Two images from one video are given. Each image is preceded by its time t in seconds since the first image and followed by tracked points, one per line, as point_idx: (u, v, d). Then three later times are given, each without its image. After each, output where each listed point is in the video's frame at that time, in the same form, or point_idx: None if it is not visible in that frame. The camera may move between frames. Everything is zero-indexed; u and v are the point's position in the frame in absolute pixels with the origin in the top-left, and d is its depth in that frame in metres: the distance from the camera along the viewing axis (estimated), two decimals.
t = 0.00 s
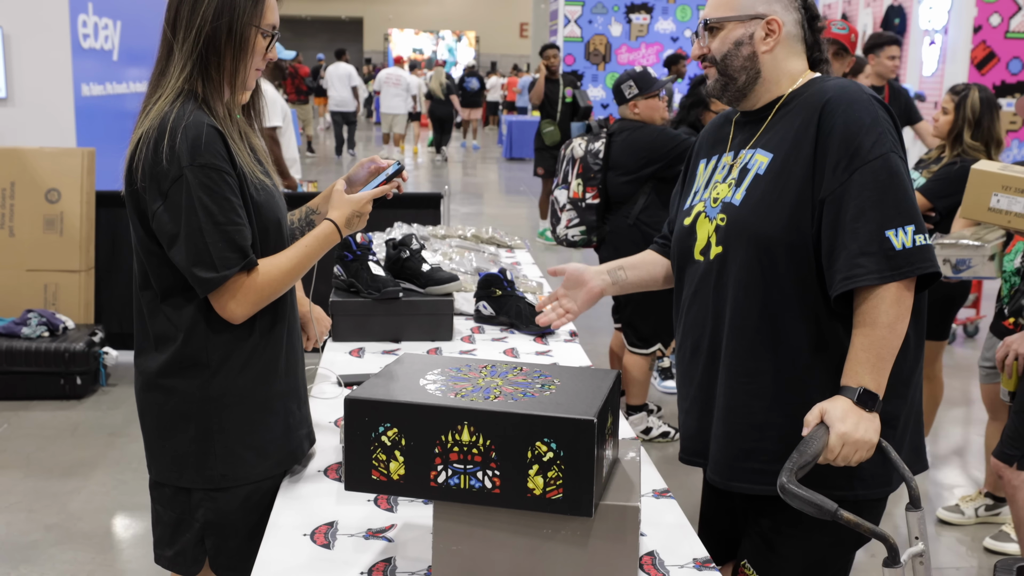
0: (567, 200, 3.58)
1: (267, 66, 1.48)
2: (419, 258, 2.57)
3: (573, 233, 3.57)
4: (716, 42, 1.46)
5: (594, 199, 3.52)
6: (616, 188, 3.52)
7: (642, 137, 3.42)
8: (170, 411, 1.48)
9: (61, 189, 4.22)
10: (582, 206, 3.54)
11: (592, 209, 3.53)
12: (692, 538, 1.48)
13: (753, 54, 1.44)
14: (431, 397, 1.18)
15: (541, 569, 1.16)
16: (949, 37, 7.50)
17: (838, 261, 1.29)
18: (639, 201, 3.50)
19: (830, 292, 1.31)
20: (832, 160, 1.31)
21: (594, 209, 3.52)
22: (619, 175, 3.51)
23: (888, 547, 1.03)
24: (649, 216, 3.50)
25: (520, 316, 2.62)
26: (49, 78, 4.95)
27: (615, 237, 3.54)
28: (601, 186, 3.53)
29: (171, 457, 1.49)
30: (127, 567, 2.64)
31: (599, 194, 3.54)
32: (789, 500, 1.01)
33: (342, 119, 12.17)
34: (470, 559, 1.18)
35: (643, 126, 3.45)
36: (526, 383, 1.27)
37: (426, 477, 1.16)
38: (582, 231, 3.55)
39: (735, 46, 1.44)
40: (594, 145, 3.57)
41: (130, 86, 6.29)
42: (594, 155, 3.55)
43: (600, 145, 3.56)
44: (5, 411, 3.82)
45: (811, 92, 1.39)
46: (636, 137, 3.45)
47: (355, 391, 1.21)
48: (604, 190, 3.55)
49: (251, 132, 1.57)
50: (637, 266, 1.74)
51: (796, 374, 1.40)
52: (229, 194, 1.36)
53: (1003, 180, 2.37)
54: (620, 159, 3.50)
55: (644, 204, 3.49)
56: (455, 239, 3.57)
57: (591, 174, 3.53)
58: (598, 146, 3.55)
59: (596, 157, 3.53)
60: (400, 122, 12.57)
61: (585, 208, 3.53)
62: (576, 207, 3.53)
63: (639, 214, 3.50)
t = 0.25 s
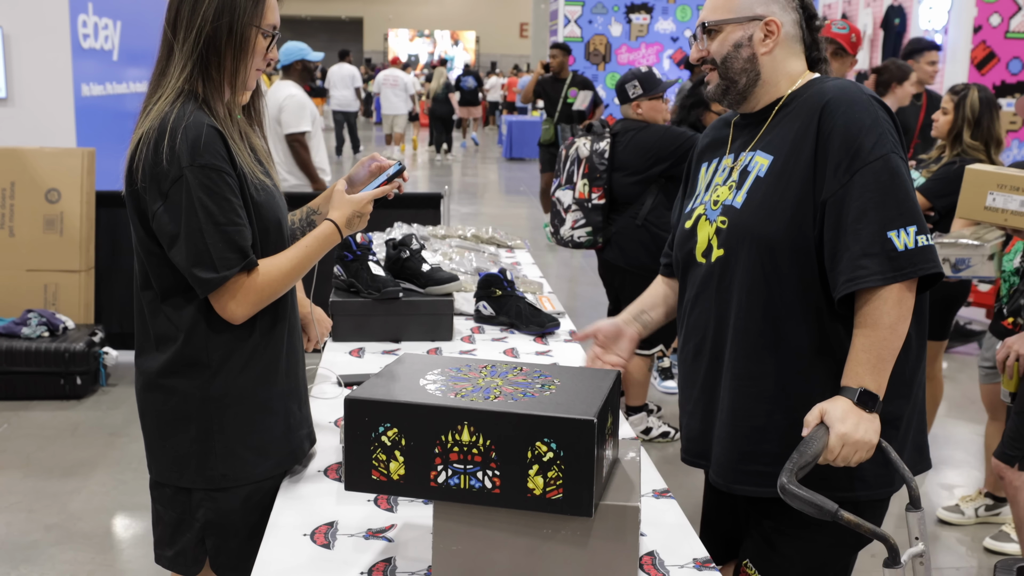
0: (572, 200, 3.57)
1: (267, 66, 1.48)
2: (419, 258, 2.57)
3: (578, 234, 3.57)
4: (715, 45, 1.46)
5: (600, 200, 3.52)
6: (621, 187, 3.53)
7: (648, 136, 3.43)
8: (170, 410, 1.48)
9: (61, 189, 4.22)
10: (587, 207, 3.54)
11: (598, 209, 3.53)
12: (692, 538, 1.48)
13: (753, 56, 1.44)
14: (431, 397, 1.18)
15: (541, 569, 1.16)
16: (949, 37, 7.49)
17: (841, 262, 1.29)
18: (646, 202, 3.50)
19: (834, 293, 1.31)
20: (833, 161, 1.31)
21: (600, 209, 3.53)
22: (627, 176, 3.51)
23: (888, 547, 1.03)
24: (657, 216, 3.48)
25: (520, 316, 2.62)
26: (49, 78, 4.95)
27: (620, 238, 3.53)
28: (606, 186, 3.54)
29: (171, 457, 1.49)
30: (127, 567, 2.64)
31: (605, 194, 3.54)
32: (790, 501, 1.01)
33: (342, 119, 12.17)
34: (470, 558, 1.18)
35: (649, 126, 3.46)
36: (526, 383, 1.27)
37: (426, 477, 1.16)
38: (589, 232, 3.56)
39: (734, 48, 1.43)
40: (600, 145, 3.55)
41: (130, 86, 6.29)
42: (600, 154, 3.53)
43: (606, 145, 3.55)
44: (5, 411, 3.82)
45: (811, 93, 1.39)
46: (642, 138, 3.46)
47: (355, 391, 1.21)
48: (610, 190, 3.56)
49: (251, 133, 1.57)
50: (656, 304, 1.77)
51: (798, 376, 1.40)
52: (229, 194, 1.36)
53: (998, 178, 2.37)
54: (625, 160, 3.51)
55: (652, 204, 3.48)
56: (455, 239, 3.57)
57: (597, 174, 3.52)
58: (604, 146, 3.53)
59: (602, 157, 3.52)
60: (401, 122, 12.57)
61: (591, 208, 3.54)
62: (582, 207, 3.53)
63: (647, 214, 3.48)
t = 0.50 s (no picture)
0: (575, 201, 3.57)
1: (268, 67, 1.48)
2: (419, 258, 2.58)
3: (581, 235, 3.56)
4: (718, 44, 1.46)
5: (603, 200, 3.52)
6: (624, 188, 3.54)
7: (651, 137, 3.44)
8: (171, 410, 1.48)
9: (61, 189, 4.22)
10: (589, 208, 3.54)
11: (600, 210, 3.53)
12: (692, 538, 1.48)
13: (756, 56, 1.44)
14: (431, 397, 1.18)
15: (541, 569, 1.16)
16: (949, 37, 7.50)
17: (843, 262, 1.29)
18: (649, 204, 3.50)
19: (835, 294, 1.31)
20: (836, 161, 1.31)
21: (603, 210, 3.53)
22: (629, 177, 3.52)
23: (889, 547, 1.03)
24: (659, 217, 3.49)
25: (520, 316, 2.62)
26: (49, 78, 4.95)
27: (623, 238, 3.52)
28: (609, 187, 3.54)
29: (172, 457, 1.50)
30: (127, 567, 2.64)
31: (607, 195, 3.54)
32: (790, 501, 1.01)
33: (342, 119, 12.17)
34: (470, 558, 1.18)
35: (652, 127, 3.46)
36: (526, 383, 1.28)
37: (426, 477, 1.16)
38: (591, 233, 3.55)
39: (738, 48, 1.43)
40: (603, 145, 3.53)
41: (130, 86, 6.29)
42: (603, 155, 3.52)
43: (609, 146, 3.53)
44: (5, 411, 3.82)
45: (813, 93, 1.39)
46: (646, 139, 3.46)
47: (356, 391, 1.21)
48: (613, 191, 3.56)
49: (251, 133, 1.57)
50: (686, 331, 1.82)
51: (799, 376, 1.40)
52: (230, 194, 1.36)
53: (992, 177, 2.36)
54: (628, 161, 3.51)
55: (655, 206, 3.49)
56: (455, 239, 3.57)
57: (599, 174, 3.52)
58: (607, 146, 3.52)
59: (605, 158, 3.51)
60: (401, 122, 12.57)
61: (593, 209, 3.54)
62: (585, 208, 3.53)
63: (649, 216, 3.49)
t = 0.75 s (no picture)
0: (572, 201, 3.58)
1: (269, 66, 1.49)
2: (419, 258, 2.57)
3: (578, 235, 3.58)
4: (722, 42, 1.46)
5: (600, 201, 3.53)
6: (622, 189, 3.53)
7: (651, 137, 3.43)
8: (171, 411, 1.48)
9: (61, 189, 4.22)
10: (588, 208, 3.55)
11: (598, 210, 3.54)
12: (692, 538, 1.48)
13: (761, 54, 1.44)
14: (431, 397, 1.18)
15: (541, 569, 1.16)
16: (949, 37, 7.50)
17: (844, 262, 1.29)
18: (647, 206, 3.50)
19: (836, 294, 1.31)
20: (838, 161, 1.31)
21: (600, 210, 3.54)
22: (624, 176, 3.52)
23: (889, 547, 1.03)
24: (658, 219, 3.49)
25: (520, 316, 2.62)
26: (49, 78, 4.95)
27: (621, 239, 3.53)
28: (607, 187, 3.54)
29: (172, 457, 1.50)
30: (127, 567, 2.64)
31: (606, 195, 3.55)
32: (790, 501, 1.01)
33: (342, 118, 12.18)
34: (470, 558, 1.18)
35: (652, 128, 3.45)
36: (526, 382, 1.28)
37: (426, 477, 1.16)
38: (588, 233, 3.57)
39: (742, 46, 1.43)
40: (603, 145, 3.54)
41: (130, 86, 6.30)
42: (602, 155, 3.53)
43: (608, 146, 3.54)
44: (5, 411, 3.82)
45: (817, 93, 1.39)
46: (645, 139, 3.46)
47: (356, 391, 1.21)
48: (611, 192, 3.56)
49: (252, 133, 1.57)
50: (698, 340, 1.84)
51: (799, 375, 1.40)
52: (230, 195, 1.36)
53: (989, 175, 2.35)
54: (626, 161, 3.51)
55: (653, 207, 3.49)
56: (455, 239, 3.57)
57: (598, 174, 3.53)
58: (606, 146, 3.53)
59: (604, 158, 3.52)
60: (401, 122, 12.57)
61: (591, 210, 3.55)
62: (583, 208, 3.54)
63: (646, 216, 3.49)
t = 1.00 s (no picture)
0: (571, 200, 3.60)
1: (270, 65, 1.48)
2: (419, 258, 2.57)
3: (574, 234, 3.59)
4: (731, 40, 1.46)
5: (598, 201, 3.53)
6: (620, 190, 3.52)
7: (650, 139, 3.45)
8: (170, 411, 1.48)
9: (61, 189, 4.22)
10: (585, 208, 3.56)
11: (596, 210, 3.55)
12: (692, 538, 1.48)
13: (769, 53, 1.44)
14: (431, 397, 1.18)
15: (541, 569, 1.16)
16: (949, 37, 7.51)
17: (848, 262, 1.29)
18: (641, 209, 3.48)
19: (838, 294, 1.31)
20: (844, 161, 1.31)
21: (597, 210, 3.54)
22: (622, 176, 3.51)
23: (889, 548, 1.03)
24: (654, 220, 3.49)
25: (520, 316, 2.62)
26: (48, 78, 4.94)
27: (618, 240, 3.53)
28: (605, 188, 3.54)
29: (171, 457, 1.49)
30: (127, 567, 2.64)
31: (604, 195, 3.55)
32: (791, 501, 1.01)
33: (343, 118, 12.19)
34: (470, 558, 1.18)
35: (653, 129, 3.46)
36: (526, 383, 1.27)
37: (426, 477, 1.16)
38: (585, 233, 3.57)
39: (751, 44, 1.43)
40: (602, 145, 3.55)
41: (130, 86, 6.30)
42: (601, 155, 3.54)
43: (607, 146, 3.55)
44: (5, 411, 3.82)
45: (824, 93, 1.39)
46: (644, 140, 3.47)
47: (356, 391, 1.21)
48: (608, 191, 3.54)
49: (252, 132, 1.57)
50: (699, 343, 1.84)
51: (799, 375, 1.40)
52: (229, 194, 1.36)
53: (988, 177, 2.35)
54: (624, 161, 3.51)
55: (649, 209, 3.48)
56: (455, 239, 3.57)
57: (597, 174, 3.54)
58: (605, 146, 3.54)
59: (603, 158, 3.53)
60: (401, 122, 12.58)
61: (589, 209, 3.55)
62: (580, 207, 3.55)
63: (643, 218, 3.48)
